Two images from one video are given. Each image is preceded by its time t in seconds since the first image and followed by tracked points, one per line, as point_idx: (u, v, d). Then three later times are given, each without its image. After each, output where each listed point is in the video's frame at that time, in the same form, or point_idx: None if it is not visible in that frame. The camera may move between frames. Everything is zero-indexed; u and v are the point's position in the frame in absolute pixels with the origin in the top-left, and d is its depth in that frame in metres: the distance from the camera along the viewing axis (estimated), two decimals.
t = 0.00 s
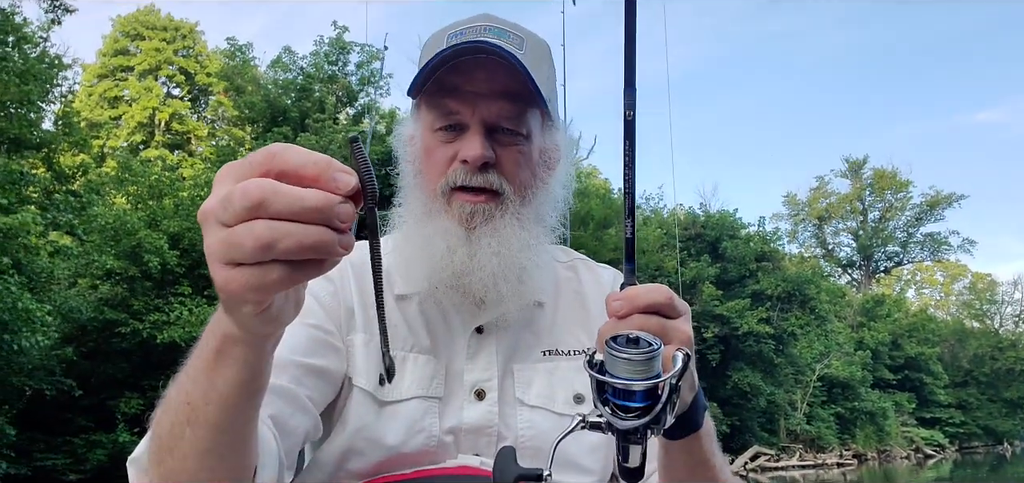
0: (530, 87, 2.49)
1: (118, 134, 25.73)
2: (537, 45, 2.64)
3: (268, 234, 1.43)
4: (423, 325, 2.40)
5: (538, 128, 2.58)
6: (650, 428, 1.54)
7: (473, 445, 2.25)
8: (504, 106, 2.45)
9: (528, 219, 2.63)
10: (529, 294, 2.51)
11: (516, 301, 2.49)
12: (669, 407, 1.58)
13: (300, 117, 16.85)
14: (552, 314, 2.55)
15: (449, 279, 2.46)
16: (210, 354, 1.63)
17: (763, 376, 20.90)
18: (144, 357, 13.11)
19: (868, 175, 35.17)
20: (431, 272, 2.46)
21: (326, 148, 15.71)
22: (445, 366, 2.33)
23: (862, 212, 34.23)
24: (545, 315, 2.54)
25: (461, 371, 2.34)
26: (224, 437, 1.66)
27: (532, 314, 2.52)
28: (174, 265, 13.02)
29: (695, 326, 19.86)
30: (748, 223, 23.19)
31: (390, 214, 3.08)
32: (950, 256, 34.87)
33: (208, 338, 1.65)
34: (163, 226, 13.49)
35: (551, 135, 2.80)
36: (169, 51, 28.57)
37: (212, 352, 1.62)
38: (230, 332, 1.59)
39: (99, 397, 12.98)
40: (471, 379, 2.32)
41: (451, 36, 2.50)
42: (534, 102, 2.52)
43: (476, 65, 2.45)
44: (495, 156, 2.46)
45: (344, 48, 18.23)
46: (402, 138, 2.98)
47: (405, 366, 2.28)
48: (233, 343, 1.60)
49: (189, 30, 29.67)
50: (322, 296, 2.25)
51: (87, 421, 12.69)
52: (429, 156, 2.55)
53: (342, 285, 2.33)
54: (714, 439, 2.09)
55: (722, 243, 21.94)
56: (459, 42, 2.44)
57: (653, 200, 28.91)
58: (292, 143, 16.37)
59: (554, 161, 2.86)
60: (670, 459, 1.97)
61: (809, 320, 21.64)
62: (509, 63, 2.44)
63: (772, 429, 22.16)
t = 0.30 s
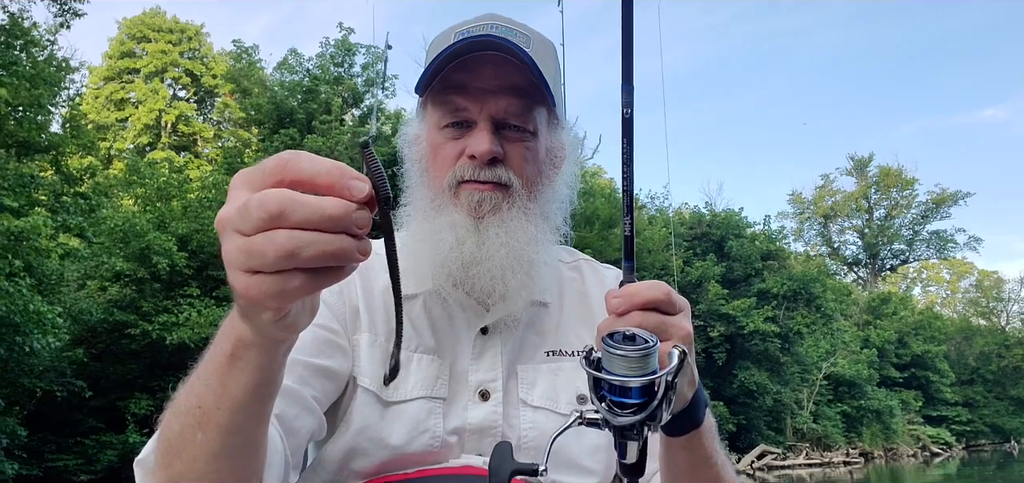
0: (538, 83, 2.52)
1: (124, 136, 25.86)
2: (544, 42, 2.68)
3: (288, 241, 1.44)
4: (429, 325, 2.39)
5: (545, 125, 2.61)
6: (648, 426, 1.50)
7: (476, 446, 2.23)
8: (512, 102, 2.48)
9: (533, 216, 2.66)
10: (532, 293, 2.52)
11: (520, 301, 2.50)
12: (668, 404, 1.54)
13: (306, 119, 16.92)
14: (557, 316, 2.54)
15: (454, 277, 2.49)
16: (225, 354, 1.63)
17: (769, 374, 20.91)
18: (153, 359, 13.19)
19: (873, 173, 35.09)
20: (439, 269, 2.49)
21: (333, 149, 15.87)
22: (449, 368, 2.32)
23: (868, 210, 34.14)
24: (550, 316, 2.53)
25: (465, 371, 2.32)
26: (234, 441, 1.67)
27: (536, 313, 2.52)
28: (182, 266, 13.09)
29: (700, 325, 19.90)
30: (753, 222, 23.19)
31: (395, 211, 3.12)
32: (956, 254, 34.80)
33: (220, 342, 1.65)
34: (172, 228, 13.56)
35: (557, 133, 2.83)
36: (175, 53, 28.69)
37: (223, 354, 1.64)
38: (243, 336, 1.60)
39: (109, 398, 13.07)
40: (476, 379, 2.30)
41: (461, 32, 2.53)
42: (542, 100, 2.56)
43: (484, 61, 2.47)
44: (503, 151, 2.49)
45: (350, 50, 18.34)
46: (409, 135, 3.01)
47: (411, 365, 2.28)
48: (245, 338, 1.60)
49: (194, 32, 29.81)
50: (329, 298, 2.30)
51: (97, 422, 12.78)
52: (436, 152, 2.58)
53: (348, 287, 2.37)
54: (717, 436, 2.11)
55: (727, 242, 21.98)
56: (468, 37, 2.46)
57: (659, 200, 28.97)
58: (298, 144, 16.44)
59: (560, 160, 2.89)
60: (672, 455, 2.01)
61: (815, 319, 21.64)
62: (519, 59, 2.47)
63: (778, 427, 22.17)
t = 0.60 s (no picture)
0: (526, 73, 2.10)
1: (130, 142, 25.97)
2: (522, 39, 2.34)
3: (468, 261, 1.08)
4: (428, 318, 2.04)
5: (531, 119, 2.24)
6: (665, 390, 1.38)
7: (478, 448, 1.91)
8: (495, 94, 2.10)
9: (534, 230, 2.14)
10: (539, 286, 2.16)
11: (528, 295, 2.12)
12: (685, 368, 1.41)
13: (311, 122, 16.98)
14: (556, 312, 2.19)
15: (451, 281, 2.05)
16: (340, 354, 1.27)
17: (776, 371, 20.92)
18: (162, 363, 13.27)
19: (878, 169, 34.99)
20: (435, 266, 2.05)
21: (338, 151, 15.99)
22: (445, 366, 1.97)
23: (873, 206, 34.03)
24: (548, 313, 2.17)
25: (465, 369, 1.99)
26: (324, 451, 1.37)
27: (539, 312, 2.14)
28: (190, 270, 13.17)
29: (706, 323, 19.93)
30: (758, 219, 23.17)
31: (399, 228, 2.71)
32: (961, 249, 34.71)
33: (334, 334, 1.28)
34: (179, 232, 13.66)
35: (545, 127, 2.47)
36: (179, 58, 28.81)
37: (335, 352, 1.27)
38: (374, 342, 1.24)
39: (120, 402, 13.14)
40: (474, 377, 1.98)
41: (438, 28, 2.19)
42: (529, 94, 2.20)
43: (464, 52, 2.10)
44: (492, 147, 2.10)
45: (354, 53, 18.40)
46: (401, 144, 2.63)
47: (410, 362, 1.95)
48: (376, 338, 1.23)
49: (198, 37, 29.93)
50: (323, 285, 1.94)
51: (108, 426, 12.85)
52: (424, 156, 2.19)
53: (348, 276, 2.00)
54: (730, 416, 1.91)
55: (732, 240, 22.00)
56: (440, 31, 2.11)
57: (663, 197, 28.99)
58: (304, 147, 16.49)
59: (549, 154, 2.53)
60: (686, 434, 1.80)
61: (822, 315, 21.62)
62: (500, 53, 2.11)
63: (785, 424, 22.17)
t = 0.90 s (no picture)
0: (528, 67, 2.30)
1: (134, 143, 26.03)
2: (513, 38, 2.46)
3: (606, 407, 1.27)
4: (429, 326, 2.11)
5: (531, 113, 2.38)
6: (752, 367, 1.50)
7: (483, 446, 1.95)
8: (502, 91, 2.22)
9: (536, 207, 2.39)
10: (537, 291, 2.26)
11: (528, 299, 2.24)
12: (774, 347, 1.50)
13: (317, 124, 17.08)
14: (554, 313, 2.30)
15: (460, 280, 2.19)
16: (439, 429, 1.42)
17: (780, 371, 20.97)
18: (169, 364, 13.35)
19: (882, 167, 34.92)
20: (450, 264, 2.18)
21: (343, 153, 16.19)
22: (452, 367, 2.08)
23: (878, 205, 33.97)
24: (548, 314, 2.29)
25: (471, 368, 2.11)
26: None
27: (535, 314, 2.25)
28: (197, 271, 13.24)
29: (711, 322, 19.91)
30: (762, 219, 23.24)
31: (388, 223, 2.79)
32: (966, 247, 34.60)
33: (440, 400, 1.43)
34: (186, 234, 13.70)
35: (539, 122, 2.58)
36: (183, 59, 28.91)
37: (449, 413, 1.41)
38: (483, 412, 1.38)
39: (127, 403, 13.23)
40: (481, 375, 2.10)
41: (437, 34, 2.25)
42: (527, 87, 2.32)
43: (468, 55, 2.20)
44: (504, 141, 2.22)
45: (357, 55, 18.43)
46: (390, 148, 2.69)
47: (414, 371, 2.04)
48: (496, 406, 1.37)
49: (202, 39, 30.02)
50: (324, 305, 2.02)
51: (116, 427, 12.95)
52: (431, 155, 2.29)
53: (353, 290, 2.09)
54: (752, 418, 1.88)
55: (736, 239, 22.16)
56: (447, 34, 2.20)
57: (668, 197, 29.04)
58: (309, 149, 16.59)
59: (546, 148, 2.65)
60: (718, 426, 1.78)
61: (826, 314, 21.64)
62: (501, 51, 2.23)
63: (790, 424, 22.19)
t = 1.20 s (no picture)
0: (529, 62, 2.39)
1: (139, 145, 26.12)
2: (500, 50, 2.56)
3: None
4: (428, 329, 2.09)
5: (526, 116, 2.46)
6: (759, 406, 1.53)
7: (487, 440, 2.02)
8: (505, 92, 2.31)
9: (536, 197, 2.46)
10: (533, 289, 2.22)
11: (526, 296, 2.21)
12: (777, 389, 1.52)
13: (322, 125, 17.13)
14: (554, 311, 2.26)
15: (466, 274, 2.19)
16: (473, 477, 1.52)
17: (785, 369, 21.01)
18: (176, 365, 13.42)
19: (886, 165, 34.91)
20: (461, 258, 2.18)
21: (347, 155, 16.22)
22: (453, 368, 2.05)
23: (882, 202, 33.95)
24: (548, 311, 2.25)
25: (472, 367, 2.07)
26: None
27: (533, 312, 2.23)
28: (204, 273, 13.32)
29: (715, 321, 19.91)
30: (766, 218, 23.30)
31: (383, 226, 2.78)
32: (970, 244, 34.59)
33: (481, 446, 1.53)
34: (192, 235, 13.70)
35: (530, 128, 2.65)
36: (187, 61, 29.02)
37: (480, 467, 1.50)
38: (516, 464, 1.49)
39: (135, 404, 13.31)
40: (483, 374, 2.06)
41: (439, 43, 2.25)
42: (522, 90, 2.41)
43: (472, 58, 2.25)
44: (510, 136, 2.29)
45: (362, 56, 18.53)
46: (384, 154, 2.70)
47: (415, 370, 2.02)
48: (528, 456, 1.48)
49: (206, 40, 30.13)
50: (323, 312, 1.98)
51: (124, 428, 13.03)
52: (438, 155, 2.32)
53: (353, 297, 2.06)
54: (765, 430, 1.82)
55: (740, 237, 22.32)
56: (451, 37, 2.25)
57: (671, 196, 29.09)
58: (314, 150, 16.67)
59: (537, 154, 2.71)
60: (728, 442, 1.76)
61: (830, 313, 21.65)
62: (500, 55, 2.32)
63: (795, 422, 22.21)
